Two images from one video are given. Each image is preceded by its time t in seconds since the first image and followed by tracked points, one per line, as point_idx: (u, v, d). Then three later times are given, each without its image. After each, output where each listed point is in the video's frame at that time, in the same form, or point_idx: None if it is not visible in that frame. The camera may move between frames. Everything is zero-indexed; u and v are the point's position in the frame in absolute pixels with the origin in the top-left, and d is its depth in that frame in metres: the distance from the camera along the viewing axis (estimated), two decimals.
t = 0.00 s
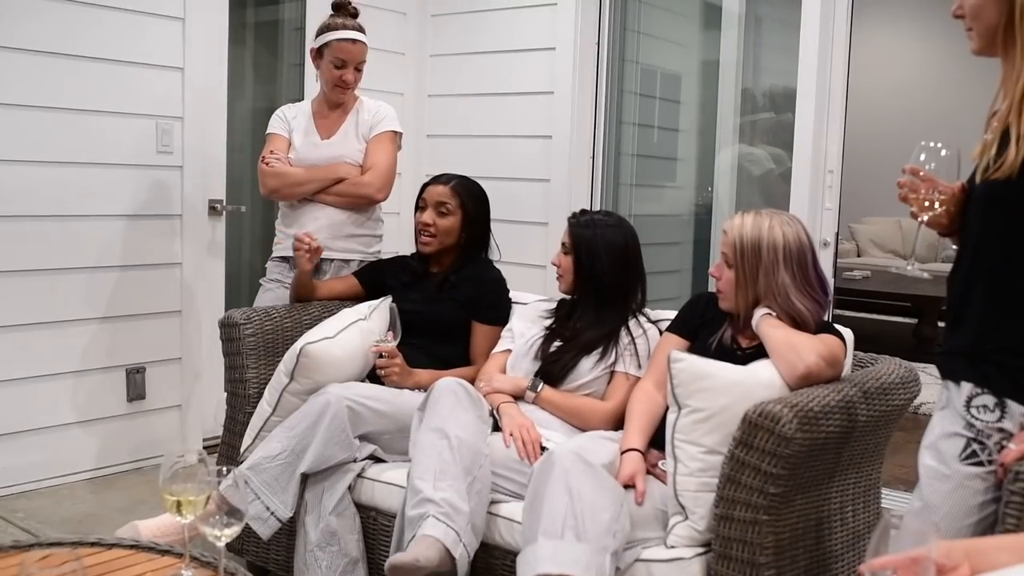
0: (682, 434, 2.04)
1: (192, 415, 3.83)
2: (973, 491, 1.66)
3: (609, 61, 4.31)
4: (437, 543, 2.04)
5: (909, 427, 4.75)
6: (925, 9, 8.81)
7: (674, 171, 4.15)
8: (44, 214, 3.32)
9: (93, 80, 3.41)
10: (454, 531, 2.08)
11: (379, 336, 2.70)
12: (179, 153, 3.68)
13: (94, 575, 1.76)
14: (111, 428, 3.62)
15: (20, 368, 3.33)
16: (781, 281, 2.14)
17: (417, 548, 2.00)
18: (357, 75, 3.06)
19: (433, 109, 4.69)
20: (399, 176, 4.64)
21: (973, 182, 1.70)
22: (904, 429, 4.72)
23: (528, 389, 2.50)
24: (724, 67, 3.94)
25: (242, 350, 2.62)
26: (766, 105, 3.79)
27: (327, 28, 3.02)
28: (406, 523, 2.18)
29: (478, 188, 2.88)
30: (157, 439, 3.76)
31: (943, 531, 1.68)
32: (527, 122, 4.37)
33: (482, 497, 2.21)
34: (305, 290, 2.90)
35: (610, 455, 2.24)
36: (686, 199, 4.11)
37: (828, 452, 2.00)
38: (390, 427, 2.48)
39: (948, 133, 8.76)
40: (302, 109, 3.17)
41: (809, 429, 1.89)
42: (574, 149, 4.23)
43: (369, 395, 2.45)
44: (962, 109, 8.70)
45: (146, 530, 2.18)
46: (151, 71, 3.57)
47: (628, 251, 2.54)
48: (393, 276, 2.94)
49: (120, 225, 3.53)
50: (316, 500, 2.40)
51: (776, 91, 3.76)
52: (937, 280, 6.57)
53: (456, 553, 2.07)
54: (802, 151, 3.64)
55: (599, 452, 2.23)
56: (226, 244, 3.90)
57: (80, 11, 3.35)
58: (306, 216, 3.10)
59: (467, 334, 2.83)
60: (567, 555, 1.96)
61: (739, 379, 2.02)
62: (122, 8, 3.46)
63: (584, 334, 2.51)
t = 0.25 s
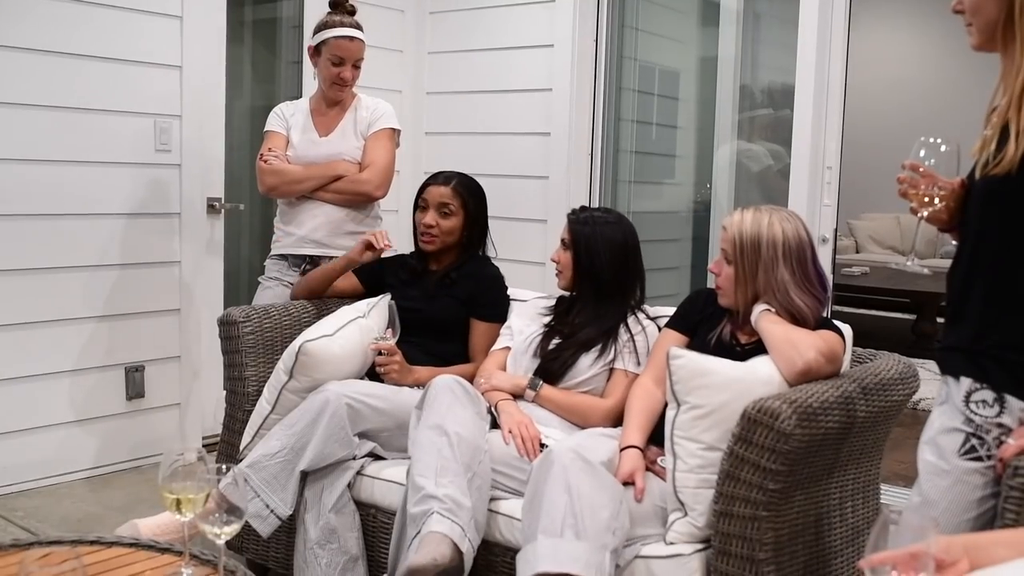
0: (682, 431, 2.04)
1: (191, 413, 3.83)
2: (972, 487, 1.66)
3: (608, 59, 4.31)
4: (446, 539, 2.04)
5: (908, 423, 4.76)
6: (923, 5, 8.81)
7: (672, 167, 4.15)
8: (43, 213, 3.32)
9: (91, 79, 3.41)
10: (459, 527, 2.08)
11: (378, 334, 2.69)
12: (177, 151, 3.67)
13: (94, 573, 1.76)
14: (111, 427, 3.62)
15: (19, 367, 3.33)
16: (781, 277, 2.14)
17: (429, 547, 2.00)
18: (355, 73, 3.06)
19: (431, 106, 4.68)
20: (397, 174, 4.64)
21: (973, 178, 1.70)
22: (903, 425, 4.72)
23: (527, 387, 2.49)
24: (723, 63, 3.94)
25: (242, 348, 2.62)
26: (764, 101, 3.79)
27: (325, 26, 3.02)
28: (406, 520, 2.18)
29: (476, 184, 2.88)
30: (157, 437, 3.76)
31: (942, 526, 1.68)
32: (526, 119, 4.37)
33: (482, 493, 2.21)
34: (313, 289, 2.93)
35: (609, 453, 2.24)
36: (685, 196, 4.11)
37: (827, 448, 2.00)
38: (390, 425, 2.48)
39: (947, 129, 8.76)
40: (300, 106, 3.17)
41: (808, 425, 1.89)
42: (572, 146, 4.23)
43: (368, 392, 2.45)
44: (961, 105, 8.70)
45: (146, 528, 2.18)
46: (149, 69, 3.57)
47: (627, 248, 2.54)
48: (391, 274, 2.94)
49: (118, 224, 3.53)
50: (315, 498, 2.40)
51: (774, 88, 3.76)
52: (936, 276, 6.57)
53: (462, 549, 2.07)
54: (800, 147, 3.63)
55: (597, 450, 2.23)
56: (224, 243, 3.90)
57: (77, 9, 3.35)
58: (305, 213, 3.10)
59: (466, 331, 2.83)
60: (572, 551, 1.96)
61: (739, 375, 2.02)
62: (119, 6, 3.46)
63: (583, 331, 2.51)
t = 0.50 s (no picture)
0: (682, 430, 2.04)
1: (192, 413, 3.83)
2: (973, 486, 1.66)
3: (609, 59, 4.31)
4: (446, 539, 2.04)
5: (909, 423, 4.76)
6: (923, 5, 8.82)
7: (673, 167, 4.15)
8: (43, 213, 3.32)
9: (91, 78, 3.41)
10: (459, 527, 2.08)
11: (379, 334, 2.69)
12: (178, 151, 3.67)
13: (95, 572, 1.76)
14: (111, 426, 3.62)
15: (19, 366, 3.33)
16: (782, 277, 2.14)
17: (429, 547, 2.00)
18: (355, 72, 3.06)
19: (432, 106, 4.68)
20: (398, 173, 4.64)
21: (975, 178, 1.70)
22: (904, 425, 4.72)
23: (528, 387, 2.49)
24: (723, 63, 3.94)
25: (242, 347, 2.62)
26: (764, 101, 3.79)
27: (325, 26, 3.02)
28: (407, 519, 2.18)
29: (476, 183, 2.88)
30: (157, 437, 3.76)
31: (943, 526, 1.68)
32: (526, 119, 4.37)
33: (483, 493, 2.21)
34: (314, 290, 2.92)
35: (610, 453, 2.24)
36: (686, 196, 4.11)
37: (828, 447, 2.00)
38: (390, 424, 2.48)
39: (948, 129, 8.75)
40: (300, 106, 3.17)
41: (809, 425, 1.89)
42: (573, 146, 4.23)
43: (369, 392, 2.45)
44: (961, 104, 8.70)
45: (147, 527, 2.19)
46: (149, 69, 3.57)
47: (628, 247, 2.54)
48: (392, 273, 2.94)
49: (119, 224, 3.53)
50: (316, 497, 2.40)
51: (774, 88, 3.76)
52: (937, 276, 6.56)
53: (462, 548, 2.07)
54: (801, 147, 3.63)
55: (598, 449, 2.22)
56: (225, 242, 3.90)
57: (78, 9, 3.35)
58: (305, 213, 3.10)
59: (467, 331, 2.83)
60: (573, 551, 1.96)
61: (740, 374, 2.02)
62: (120, 6, 3.46)
63: (584, 331, 2.51)
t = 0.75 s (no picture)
0: (685, 427, 2.04)
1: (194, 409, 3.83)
2: (976, 483, 1.66)
3: (611, 55, 4.30)
4: (448, 536, 2.04)
5: (911, 419, 4.75)
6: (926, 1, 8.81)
7: (675, 163, 4.15)
8: (45, 209, 3.32)
9: (94, 75, 3.41)
10: (461, 523, 2.08)
11: (382, 330, 2.69)
12: (180, 147, 3.67)
13: (98, 569, 1.76)
14: (114, 422, 3.62)
15: (22, 362, 3.33)
16: (784, 273, 2.14)
17: (432, 544, 2.00)
18: (357, 68, 3.06)
19: (434, 102, 4.68)
20: (400, 170, 4.64)
21: (978, 173, 1.69)
22: (906, 421, 4.72)
23: (531, 383, 2.49)
24: (726, 59, 3.93)
25: (245, 343, 2.63)
26: (767, 97, 3.78)
27: (327, 22, 3.02)
28: (410, 515, 2.18)
29: (477, 178, 2.88)
30: (160, 433, 3.76)
31: (945, 522, 1.68)
32: (528, 115, 4.37)
33: (485, 489, 2.21)
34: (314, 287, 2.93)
35: (613, 448, 2.22)
36: (688, 192, 4.10)
37: (831, 444, 2.00)
38: (393, 420, 2.48)
39: (951, 125, 8.74)
40: (302, 102, 3.16)
41: (812, 421, 1.89)
42: (575, 142, 4.23)
43: (372, 388, 2.45)
44: (964, 100, 8.68)
45: (150, 523, 2.21)
46: (152, 65, 3.57)
47: (631, 243, 2.54)
48: (394, 270, 2.94)
49: (121, 220, 3.53)
50: (319, 493, 2.40)
51: (777, 83, 3.75)
52: (939, 272, 6.56)
53: (465, 545, 2.07)
54: (803, 143, 3.63)
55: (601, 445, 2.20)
56: (227, 239, 3.91)
57: (80, 5, 3.35)
58: (308, 209, 3.10)
59: (469, 327, 2.83)
60: (574, 548, 1.97)
61: (742, 370, 2.02)
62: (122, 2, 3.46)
63: (586, 327, 2.51)
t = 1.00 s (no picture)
0: (686, 430, 2.04)
1: (196, 411, 3.83)
2: (978, 486, 1.66)
3: (613, 57, 4.30)
4: (450, 539, 2.04)
5: (913, 423, 4.75)
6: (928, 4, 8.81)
7: (677, 166, 4.15)
8: (47, 211, 3.32)
9: (96, 77, 3.41)
10: (463, 526, 2.08)
11: (384, 333, 2.69)
12: (182, 149, 3.67)
13: (99, 571, 1.76)
14: (115, 424, 3.62)
15: (23, 364, 3.33)
16: (786, 277, 2.14)
17: (433, 547, 2.00)
18: (360, 71, 3.06)
19: (436, 105, 4.68)
20: (402, 172, 4.64)
21: (982, 176, 1.69)
22: (908, 424, 4.71)
23: (532, 386, 2.49)
24: (728, 62, 3.93)
25: (246, 346, 2.63)
26: (769, 100, 3.78)
27: (329, 24, 3.02)
28: (411, 518, 2.18)
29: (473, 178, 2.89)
30: (162, 435, 3.76)
31: (947, 526, 1.68)
32: (530, 118, 4.37)
33: (486, 492, 2.21)
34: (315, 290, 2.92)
35: (614, 451, 2.22)
36: (690, 194, 4.10)
37: (832, 447, 1.99)
38: (394, 423, 2.48)
39: (953, 128, 8.73)
40: (304, 105, 3.17)
41: (813, 424, 1.89)
42: (577, 145, 4.22)
43: (373, 391, 2.45)
44: (966, 103, 8.68)
45: (151, 525, 2.20)
46: (154, 67, 3.57)
47: (632, 246, 2.54)
48: (396, 272, 2.94)
49: (123, 222, 3.53)
50: (320, 496, 2.40)
51: (779, 86, 3.75)
52: (942, 275, 6.55)
53: (466, 548, 2.07)
54: (806, 146, 3.63)
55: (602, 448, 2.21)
56: (229, 241, 3.91)
57: (83, 7, 3.35)
58: (310, 212, 3.10)
59: (471, 330, 2.83)
60: (575, 552, 1.97)
61: (744, 373, 2.01)
62: (125, 4, 3.46)
63: (588, 330, 2.51)
